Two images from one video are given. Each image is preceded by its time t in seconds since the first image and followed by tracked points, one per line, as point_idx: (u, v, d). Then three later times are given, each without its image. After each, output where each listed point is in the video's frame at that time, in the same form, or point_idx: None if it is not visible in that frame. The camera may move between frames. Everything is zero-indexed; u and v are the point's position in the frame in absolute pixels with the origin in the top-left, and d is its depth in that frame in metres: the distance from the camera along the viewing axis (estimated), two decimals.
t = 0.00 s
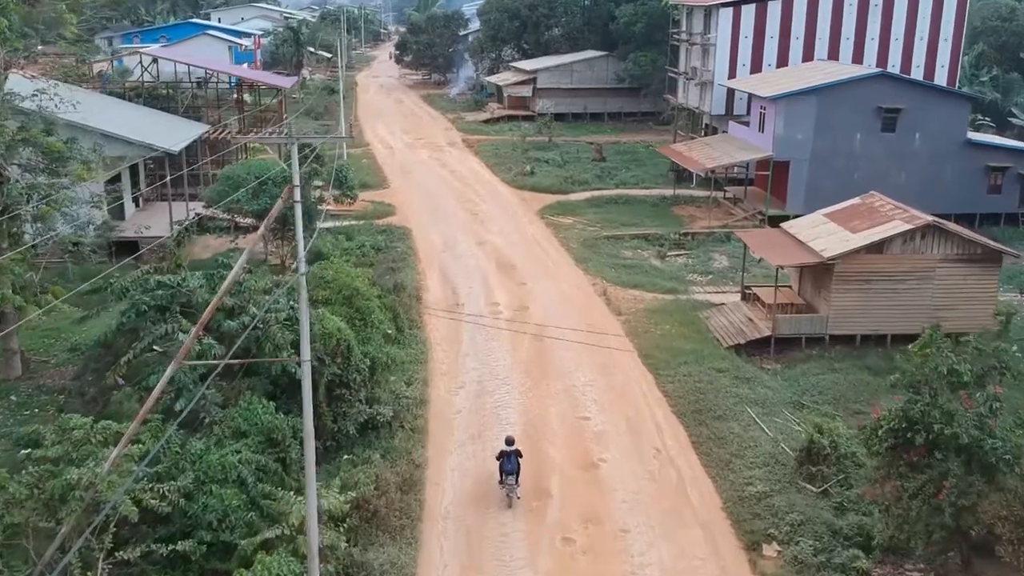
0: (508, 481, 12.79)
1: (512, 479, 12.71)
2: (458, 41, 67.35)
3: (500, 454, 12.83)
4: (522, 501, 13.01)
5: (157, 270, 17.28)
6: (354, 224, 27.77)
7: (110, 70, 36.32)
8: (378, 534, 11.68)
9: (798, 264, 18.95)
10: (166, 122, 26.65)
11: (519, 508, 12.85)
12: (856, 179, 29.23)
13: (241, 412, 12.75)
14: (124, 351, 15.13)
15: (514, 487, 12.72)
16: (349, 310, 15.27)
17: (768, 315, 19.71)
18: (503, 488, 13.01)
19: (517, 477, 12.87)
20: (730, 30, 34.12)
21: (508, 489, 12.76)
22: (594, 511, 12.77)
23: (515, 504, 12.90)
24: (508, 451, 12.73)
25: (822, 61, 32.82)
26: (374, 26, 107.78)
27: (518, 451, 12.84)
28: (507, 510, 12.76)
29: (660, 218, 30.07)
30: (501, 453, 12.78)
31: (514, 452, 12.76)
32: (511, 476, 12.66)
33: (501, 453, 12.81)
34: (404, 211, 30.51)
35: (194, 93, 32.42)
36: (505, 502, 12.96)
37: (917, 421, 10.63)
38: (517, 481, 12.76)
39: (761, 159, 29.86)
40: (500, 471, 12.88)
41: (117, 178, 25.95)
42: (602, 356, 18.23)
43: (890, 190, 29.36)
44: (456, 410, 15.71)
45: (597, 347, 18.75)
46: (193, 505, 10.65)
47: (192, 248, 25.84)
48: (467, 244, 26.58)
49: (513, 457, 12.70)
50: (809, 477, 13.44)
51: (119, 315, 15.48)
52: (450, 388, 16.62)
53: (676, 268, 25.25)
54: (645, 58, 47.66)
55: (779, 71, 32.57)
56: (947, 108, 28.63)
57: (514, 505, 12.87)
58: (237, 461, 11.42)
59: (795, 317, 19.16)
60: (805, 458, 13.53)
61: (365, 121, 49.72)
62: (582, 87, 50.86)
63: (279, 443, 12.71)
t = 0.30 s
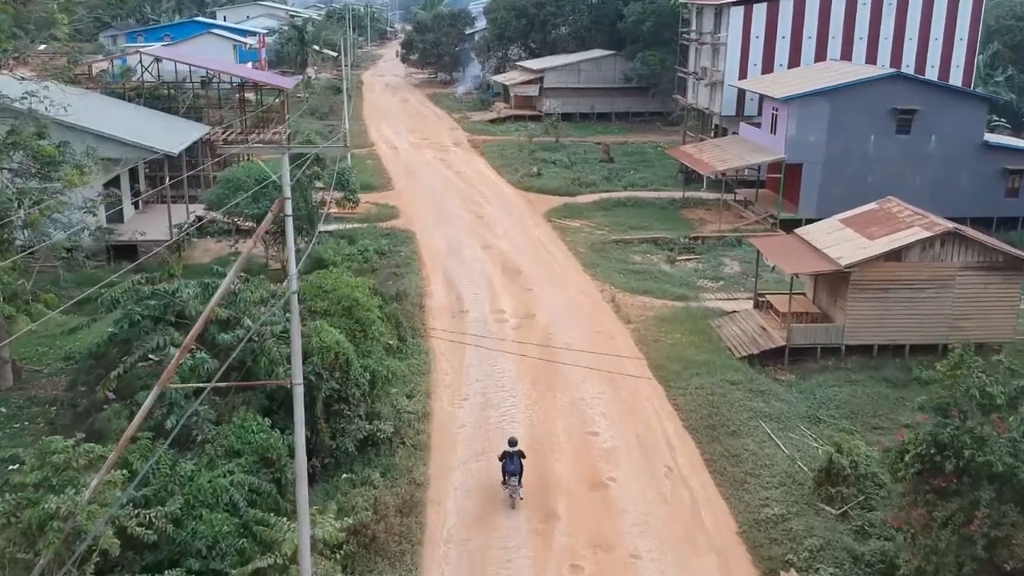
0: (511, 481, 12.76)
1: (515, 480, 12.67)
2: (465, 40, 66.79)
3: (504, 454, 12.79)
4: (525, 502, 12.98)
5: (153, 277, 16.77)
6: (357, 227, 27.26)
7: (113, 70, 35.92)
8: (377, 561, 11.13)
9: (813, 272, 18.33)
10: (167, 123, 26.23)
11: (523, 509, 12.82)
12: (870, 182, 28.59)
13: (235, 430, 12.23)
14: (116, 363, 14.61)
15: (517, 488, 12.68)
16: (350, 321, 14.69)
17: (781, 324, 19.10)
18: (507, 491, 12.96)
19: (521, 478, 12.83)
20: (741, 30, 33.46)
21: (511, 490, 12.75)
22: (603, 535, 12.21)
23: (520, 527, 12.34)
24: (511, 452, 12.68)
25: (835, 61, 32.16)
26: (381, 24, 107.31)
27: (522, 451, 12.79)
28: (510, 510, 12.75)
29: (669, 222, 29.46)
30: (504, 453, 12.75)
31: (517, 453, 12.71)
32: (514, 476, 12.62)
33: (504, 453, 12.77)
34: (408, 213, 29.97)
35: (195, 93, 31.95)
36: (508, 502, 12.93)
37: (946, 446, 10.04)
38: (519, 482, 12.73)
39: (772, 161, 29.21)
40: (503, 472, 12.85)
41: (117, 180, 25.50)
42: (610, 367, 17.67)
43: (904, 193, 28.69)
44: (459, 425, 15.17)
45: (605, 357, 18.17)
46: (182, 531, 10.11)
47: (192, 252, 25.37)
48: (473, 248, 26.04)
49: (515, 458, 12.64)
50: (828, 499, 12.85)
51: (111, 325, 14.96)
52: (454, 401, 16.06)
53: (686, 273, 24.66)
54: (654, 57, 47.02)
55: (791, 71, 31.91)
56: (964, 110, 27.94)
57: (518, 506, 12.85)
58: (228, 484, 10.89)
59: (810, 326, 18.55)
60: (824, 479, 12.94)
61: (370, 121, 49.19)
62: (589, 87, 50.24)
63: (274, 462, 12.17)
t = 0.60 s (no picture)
0: (513, 482, 12.74)
1: (516, 481, 12.66)
2: (469, 39, 66.23)
3: (505, 455, 12.79)
4: (528, 503, 12.96)
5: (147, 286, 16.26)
6: (359, 231, 26.74)
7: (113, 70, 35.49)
8: None
9: (827, 281, 17.74)
10: (164, 124, 25.81)
11: (526, 510, 12.80)
12: (883, 186, 27.97)
13: (227, 450, 11.70)
14: (107, 376, 14.11)
15: (518, 489, 12.67)
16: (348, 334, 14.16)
17: (794, 335, 18.52)
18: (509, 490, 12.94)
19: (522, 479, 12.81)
20: (750, 29, 32.84)
21: (514, 490, 12.73)
22: (611, 561, 11.66)
23: (524, 552, 11.79)
24: (513, 452, 12.68)
25: (846, 61, 31.53)
26: (385, 24, 106.83)
27: (523, 452, 12.79)
28: (513, 511, 12.72)
29: (677, 225, 28.89)
30: (506, 454, 12.74)
31: (519, 453, 12.72)
32: (515, 477, 12.61)
33: (505, 454, 12.78)
34: (411, 217, 29.44)
35: (195, 94, 31.46)
36: (511, 504, 12.90)
37: (977, 475, 9.46)
38: (521, 483, 12.71)
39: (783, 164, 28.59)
40: (506, 473, 12.84)
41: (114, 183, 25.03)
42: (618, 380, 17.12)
43: (918, 196, 28.04)
44: (461, 441, 14.63)
45: (613, 369, 17.60)
46: (167, 562, 9.57)
47: (191, 256, 24.87)
48: (477, 252, 25.51)
49: (517, 459, 12.64)
50: (847, 522, 12.29)
51: (102, 337, 14.46)
52: (456, 415, 15.51)
53: (694, 279, 24.08)
54: (661, 56, 46.41)
55: (801, 72, 31.30)
56: (980, 112, 27.28)
57: (520, 506, 12.82)
58: (218, 510, 10.35)
59: (824, 337, 17.97)
60: (842, 501, 12.36)
61: (374, 122, 48.65)
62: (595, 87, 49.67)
63: (267, 484, 11.64)
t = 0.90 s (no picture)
0: (514, 483, 12.69)
1: (517, 482, 12.61)
2: (474, 38, 65.63)
3: (506, 456, 12.75)
4: (528, 503, 12.90)
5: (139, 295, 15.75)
6: (360, 235, 26.23)
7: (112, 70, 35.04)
8: None
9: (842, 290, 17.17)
10: (161, 127, 25.41)
11: (527, 510, 12.74)
12: (896, 189, 27.35)
13: (217, 472, 11.17)
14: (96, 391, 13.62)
15: (519, 490, 12.62)
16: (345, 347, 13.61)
17: (807, 345, 17.95)
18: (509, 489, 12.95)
19: (523, 480, 12.76)
20: (760, 29, 32.22)
21: (514, 491, 12.68)
22: None
23: None
24: (513, 453, 12.62)
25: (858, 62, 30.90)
26: (390, 22, 106.25)
27: (524, 453, 12.73)
28: (514, 512, 12.67)
29: (685, 229, 28.31)
30: (507, 456, 12.68)
31: (519, 454, 12.66)
32: (516, 478, 12.56)
33: (507, 455, 12.72)
34: (414, 220, 28.92)
35: (194, 95, 30.96)
36: (512, 504, 12.86)
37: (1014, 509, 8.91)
38: (522, 484, 12.65)
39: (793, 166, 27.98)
40: (507, 474, 12.79)
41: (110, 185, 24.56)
42: (625, 393, 16.56)
43: (932, 200, 27.42)
44: (463, 458, 14.08)
45: (621, 382, 17.04)
46: None
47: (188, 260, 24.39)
48: (480, 257, 24.97)
49: (518, 460, 12.58)
50: (867, 548, 11.74)
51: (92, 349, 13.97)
52: (458, 430, 14.97)
53: (702, 285, 23.51)
54: (667, 56, 45.80)
55: (812, 73, 30.68)
56: (995, 114, 26.64)
57: (521, 507, 12.77)
58: (205, 538, 9.83)
59: (838, 348, 17.39)
60: (862, 525, 11.81)
61: (377, 122, 48.11)
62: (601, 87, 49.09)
63: (259, 508, 11.11)
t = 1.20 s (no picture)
0: (515, 484, 12.63)
1: (519, 483, 12.53)
2: (479, 36, 65.02)
3: (506, 457, 12.63)
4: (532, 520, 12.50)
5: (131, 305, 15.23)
6: (362, 238, 25.72)
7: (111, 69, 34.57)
8: None
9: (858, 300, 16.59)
10: (157, 128, 25.04)
11: (530, 526, 12.36)
12: (910, 192, 26.71)
13: (207, 494, 10.68)
14: (84, 406, 13.14)
15: (521, 490, 12.55)
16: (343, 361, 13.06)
17: (821, 356, 17.38)
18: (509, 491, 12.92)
19: (524, 479, 12.68)
20: (770, 28, 31.59)
21: (514, 492, 12.66)
22: None
23: None
24: (514, 453, 12.52)
25: (870, 61, 30.25)
26: (395, 20, 105.78)
27: (524, 453, 12.61)
28: (514, 512, 12.67)
29: (693, 233, 27.73)
30: (507, 455, 12.60)
31: (520, 455, 12.54)
32: (518, 479, 12.47)
33: (507, 456, 12.59)
34: (417, 222, 28.40)
35: (194, 95, 30.46)
36: (513, 504, 12.83)
37: None
38: (523, 485, 12.58)
39: (804, 169, 27.35)
40: (507, 474, 12.70)
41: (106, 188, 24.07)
42: (633, 406, 16.01)
43: (946, 203, 26.80)
44: (465, 475, 13.55)
45: (629, 394, 16.48)
46: None
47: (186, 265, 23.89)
48: (484, 261, 24.44)
49: (518, 460, 12.49)
50: None
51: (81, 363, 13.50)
52: (460, 446, 14.43)
53: (711, 291, 22.95)
54: (675, 54, 45.19)
55: (823, 72, 30.05)
56: (1012, 115, 25.99)
57: (522, 507, 12.74)
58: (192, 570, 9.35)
59: (854, 359, 16.83)
60: (883, 551, 11.26)
61: (380, 121, 47.57)
62: (607, 85, 48.49)
63: (250, 534, 10.60)
